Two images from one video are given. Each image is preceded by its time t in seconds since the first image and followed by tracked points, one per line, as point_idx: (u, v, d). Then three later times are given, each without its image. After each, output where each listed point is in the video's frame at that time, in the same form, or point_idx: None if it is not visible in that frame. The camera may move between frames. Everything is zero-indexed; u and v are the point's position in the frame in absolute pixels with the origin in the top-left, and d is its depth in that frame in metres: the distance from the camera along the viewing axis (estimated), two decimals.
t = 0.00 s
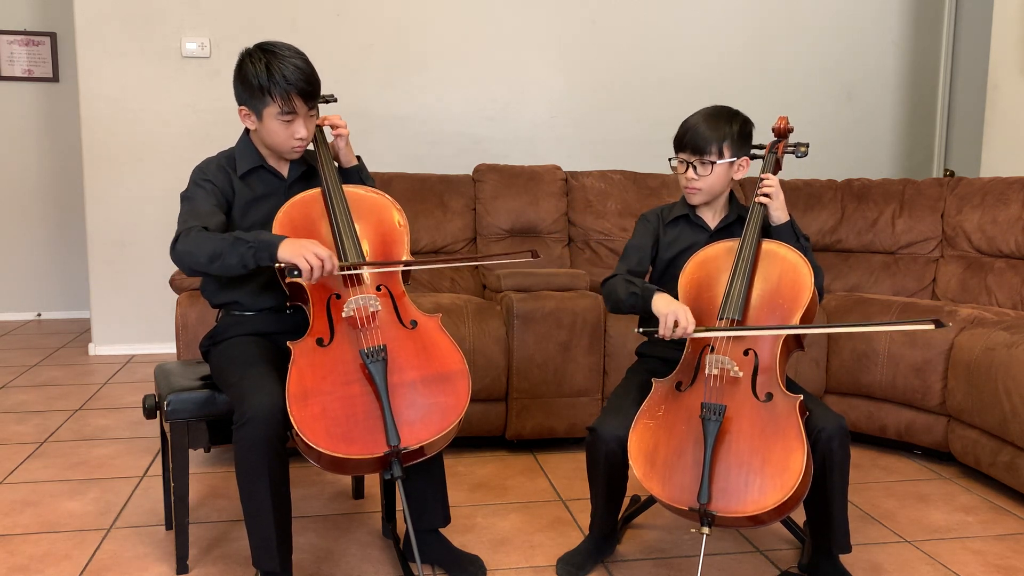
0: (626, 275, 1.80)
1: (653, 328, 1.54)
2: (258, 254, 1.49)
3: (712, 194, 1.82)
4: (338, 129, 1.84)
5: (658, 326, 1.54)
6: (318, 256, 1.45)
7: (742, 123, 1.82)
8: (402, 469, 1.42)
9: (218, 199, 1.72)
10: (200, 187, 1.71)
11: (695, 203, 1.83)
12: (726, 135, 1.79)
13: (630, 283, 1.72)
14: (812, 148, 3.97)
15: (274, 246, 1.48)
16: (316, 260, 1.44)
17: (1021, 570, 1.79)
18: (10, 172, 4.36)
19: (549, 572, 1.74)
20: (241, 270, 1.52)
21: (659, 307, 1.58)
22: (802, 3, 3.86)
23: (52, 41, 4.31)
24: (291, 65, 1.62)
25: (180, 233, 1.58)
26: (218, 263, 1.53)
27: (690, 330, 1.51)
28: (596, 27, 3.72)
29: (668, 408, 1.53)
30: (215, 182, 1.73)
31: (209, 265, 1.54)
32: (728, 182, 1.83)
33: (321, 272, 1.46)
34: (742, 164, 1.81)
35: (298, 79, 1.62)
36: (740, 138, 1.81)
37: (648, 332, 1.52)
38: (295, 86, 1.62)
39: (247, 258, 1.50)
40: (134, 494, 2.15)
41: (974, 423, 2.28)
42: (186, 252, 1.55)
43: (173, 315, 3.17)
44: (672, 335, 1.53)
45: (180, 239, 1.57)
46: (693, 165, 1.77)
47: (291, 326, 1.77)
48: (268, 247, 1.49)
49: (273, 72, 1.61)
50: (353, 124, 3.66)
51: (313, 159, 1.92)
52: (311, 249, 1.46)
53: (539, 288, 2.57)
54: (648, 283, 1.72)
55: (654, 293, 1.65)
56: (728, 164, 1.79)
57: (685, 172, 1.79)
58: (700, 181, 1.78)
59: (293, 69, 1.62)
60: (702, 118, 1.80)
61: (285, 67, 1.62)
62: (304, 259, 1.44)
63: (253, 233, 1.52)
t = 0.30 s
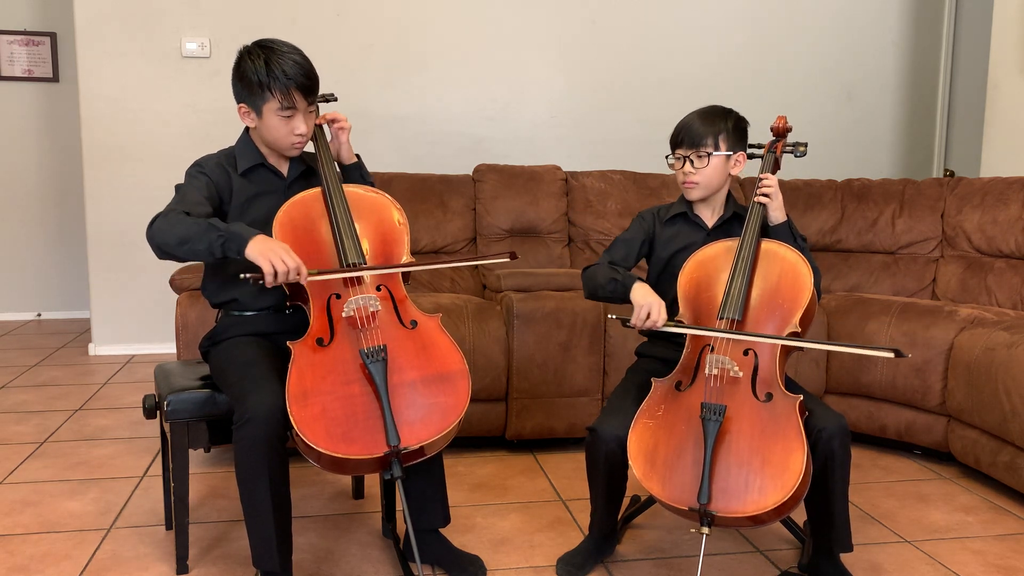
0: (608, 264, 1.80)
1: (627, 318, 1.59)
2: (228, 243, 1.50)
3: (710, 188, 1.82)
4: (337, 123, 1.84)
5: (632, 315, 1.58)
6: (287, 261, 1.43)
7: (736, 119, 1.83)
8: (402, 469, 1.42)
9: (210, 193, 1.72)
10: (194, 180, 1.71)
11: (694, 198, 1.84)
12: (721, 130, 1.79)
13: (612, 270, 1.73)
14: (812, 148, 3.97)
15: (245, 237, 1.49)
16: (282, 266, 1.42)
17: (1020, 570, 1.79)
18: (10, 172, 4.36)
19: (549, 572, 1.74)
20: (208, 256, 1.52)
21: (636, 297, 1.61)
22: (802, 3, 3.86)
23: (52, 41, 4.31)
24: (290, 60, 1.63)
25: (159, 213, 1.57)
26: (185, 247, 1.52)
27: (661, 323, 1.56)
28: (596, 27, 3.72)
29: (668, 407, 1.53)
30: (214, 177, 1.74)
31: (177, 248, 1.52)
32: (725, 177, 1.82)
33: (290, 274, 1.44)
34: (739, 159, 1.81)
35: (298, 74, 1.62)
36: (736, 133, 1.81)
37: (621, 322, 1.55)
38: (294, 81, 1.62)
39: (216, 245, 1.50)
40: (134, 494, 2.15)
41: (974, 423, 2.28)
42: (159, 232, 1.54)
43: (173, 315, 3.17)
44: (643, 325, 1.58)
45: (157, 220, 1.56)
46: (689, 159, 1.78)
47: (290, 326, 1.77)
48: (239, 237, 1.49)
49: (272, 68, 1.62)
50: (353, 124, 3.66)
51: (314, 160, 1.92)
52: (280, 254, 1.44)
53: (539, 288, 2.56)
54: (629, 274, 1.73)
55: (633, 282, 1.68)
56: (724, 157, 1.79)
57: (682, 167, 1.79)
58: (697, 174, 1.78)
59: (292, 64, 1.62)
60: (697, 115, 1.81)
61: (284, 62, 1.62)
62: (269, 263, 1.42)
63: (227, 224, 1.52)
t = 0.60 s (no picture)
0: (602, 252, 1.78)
1: (607, 289, 1.57)
2: (207, 236, 1.50)
3: (711, 188, 1.82)
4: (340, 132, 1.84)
5: (613, 288, 1.57)
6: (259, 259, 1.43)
7: (736, 120, 1.83)
8: (402, 469, 1.42)
9: (205, 192, 1.72)
10: (189, 177, 1.71)
11: (695, 197, 1.84)
12: (720, 130, 1.79)
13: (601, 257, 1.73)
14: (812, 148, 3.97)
15: (226, 231, 1.49)
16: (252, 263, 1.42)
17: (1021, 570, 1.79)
18: (10, 172, 4.36)
19: (549, 572, 1.74)
20: (186, 248, 1.51)
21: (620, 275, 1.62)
22: (802, 3, 3.86)
23: (52, 41, 4.31)
24: (289, 58, 1.63)
25: (147, 205, 1.58)
26: (166, 237, 1.52)
27: (642, 301, 1.57)
28: (596, 27, 3.72)
29: (669, 407, 1.53)
30: (212, 177, 1.74)
31: (159, 238, 1.52)
32: (726, 175, 1.83)
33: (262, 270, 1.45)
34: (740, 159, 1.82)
35: (297, 72, 1.63)
36: (736, 133, 1.81)
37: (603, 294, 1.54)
38: (294, 79, 1.62)
39: (195, 236, 1.50)
40: (134, 494, 2.15)
41: (974, 423, 2.28)
42: (144, 220, 1.54)
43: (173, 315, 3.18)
44: (623, 299, 1.58)
45: (145, 208, 1.56)
46: (689, 159, 1.78)
47: (290, 326, 1.77)
48: (219, 231, 1.49)
49: (271, 66, 1.62)
50: (353, 124, 3.66)
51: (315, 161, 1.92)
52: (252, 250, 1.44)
53: (539, 287, 2.57)
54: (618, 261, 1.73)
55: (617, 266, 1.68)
56: (725, 156, 1.79)
57: (683, 166, 1.79)
58: (697, 173, 1.78)
59: (291, 63, 1.63)
60: (696, 116, 1.82)
61: (283, 60, 1.62)
62: (239, 256, 1.42)
63: (210, 217, 1.52)
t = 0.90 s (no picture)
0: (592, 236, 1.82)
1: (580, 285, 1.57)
2: (184, 231, 1.49)
3: (715, 186, 1.81)
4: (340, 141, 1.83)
5: (585, 284, 1.58)
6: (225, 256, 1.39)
7: (738, 120, 1.83)
8: (402, 469, 1.42)
9: (201, 191, 1.72)
10: (186, 176, 1.71)
11: (698, 196, 1.83)
12: (722, 129, 1.80)
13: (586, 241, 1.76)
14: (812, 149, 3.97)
15: (203, 226, 1.48)
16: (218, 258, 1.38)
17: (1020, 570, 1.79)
18: (10, 172, 4.36)
19: (549, 572, 1.74)
20: (164, 242, 1.51)
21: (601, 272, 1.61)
22: (802, 3, 3.86)
23: (52, 41, 4.31)
24: (289, 57, 1.63)
25: (136, 197, 1.59)
26: (146, 231, 1.52)
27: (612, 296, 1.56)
28: (596, 27, 3.72)
29: (669, 407, 1.53)
30: (209, 177, 1.74)
31: (140, 232, 1.53)
32: (729, 174, 1.83)
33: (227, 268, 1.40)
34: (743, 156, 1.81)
35: (298, 70, 1.63)
36: (738, 132, 1.82)
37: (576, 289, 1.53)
38: (294, 78, 1.63)
39: (173, 230, 1.50)
40: (134, 495, 2.15)
41: (974, 423, 2.28)
42: (127, 213, 1.55)
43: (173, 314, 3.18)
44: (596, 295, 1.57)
45: (133, 200, 1.57)
46: (693, 157, 1.78)
47: (290, 326, 1.77)
48: (196, 226, 1.48)
49: (272, 66, 1.62)
50: (353, 124, 3.66)
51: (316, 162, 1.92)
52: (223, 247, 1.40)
53: (540, 288, 2.57)
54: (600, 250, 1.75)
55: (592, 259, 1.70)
56: (728, 154, 1.78)
57: (687, 165, 1.79)
58: (700, 172, 1.78)
59: (291, 61, 1.63)
60: (698, 116, 1.82)
61: (283, 59, 1.62)
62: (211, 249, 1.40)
63: (192, 212, 1.52)
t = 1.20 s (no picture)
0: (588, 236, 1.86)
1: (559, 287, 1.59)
2: (161, 229, 1.49)
3: (721, 189, 1.82)
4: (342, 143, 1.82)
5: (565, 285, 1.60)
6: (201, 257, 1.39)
7: (746, 122, 1.82)
8: (402, 469, 1.42)
9: (200, 189, 1.72)
10: (185, 174, 1.71)
11: (705, 198, 1.84)
12: (732, 132, 1.79)
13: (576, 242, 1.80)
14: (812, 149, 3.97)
15: (179, 227, 1.48)
16: (193, 258, 1.37)
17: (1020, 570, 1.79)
18: (10, 172, 4.36)
19: (549, 572, 1.74)
20: (141, 237, 1.51)
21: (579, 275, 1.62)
22: (802, 3, 3.86)
23: (52, 41, 4.31)
24: (293, 56, 1.63)
25: (127, 190, 1.59)
26: (125, 224, 1.52)
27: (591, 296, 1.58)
28: (596, 27, 3.72)
29: (670, 407, 1.53)
30: (208, 176, 1.74)
31: (121, 224, 1.53)
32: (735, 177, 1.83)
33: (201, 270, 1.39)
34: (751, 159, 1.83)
35: (302, 70, 1.63)
36: (746, 135, 1.81)
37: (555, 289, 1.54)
38: (299, 77, 1.63)
39: (151, 227, 1.50)
40: (134, 495, 2.15)
41: (974, 423, 2.28)
42: (117, 202, 1.56)
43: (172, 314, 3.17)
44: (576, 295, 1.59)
45: (128, 192, 1.59)
46: (702, 158, 1.78)
47: (290, 325, 1.77)
48: (173, 226, 1.49)
49: (276, 65, 1.62)
50: (352, 124, 3.66)
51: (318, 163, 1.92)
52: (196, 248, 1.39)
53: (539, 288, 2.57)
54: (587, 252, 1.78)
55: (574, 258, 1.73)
56: (737, 158, 1.79)
57: (694, 166, 1.79)
58: (709, 173, 1.78)
59: (296, 61, 1.63)
60: (708, 116, 1.81)
61: (288, 59, 1.63)
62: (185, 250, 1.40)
63: (171, 212, 1.53)
